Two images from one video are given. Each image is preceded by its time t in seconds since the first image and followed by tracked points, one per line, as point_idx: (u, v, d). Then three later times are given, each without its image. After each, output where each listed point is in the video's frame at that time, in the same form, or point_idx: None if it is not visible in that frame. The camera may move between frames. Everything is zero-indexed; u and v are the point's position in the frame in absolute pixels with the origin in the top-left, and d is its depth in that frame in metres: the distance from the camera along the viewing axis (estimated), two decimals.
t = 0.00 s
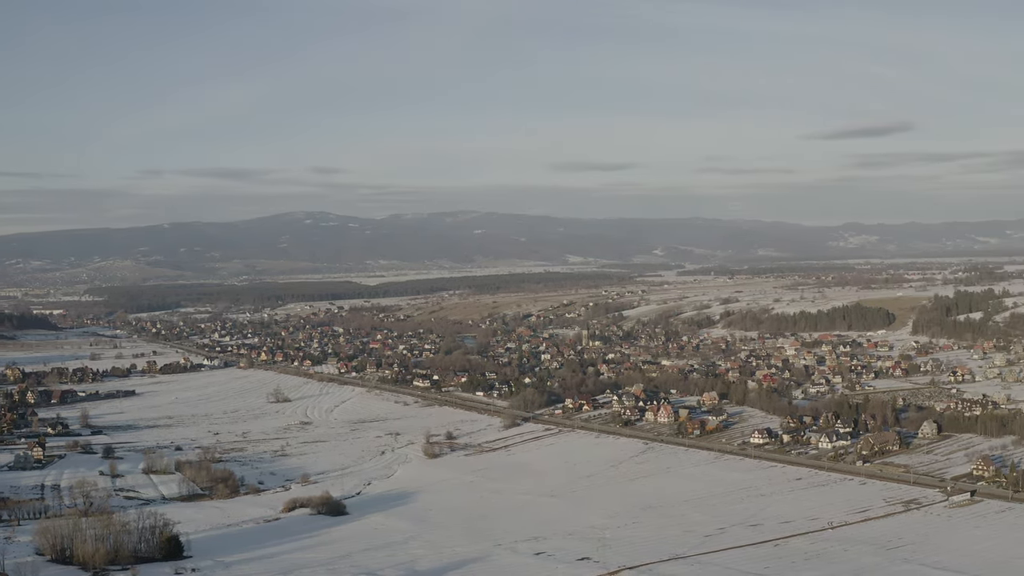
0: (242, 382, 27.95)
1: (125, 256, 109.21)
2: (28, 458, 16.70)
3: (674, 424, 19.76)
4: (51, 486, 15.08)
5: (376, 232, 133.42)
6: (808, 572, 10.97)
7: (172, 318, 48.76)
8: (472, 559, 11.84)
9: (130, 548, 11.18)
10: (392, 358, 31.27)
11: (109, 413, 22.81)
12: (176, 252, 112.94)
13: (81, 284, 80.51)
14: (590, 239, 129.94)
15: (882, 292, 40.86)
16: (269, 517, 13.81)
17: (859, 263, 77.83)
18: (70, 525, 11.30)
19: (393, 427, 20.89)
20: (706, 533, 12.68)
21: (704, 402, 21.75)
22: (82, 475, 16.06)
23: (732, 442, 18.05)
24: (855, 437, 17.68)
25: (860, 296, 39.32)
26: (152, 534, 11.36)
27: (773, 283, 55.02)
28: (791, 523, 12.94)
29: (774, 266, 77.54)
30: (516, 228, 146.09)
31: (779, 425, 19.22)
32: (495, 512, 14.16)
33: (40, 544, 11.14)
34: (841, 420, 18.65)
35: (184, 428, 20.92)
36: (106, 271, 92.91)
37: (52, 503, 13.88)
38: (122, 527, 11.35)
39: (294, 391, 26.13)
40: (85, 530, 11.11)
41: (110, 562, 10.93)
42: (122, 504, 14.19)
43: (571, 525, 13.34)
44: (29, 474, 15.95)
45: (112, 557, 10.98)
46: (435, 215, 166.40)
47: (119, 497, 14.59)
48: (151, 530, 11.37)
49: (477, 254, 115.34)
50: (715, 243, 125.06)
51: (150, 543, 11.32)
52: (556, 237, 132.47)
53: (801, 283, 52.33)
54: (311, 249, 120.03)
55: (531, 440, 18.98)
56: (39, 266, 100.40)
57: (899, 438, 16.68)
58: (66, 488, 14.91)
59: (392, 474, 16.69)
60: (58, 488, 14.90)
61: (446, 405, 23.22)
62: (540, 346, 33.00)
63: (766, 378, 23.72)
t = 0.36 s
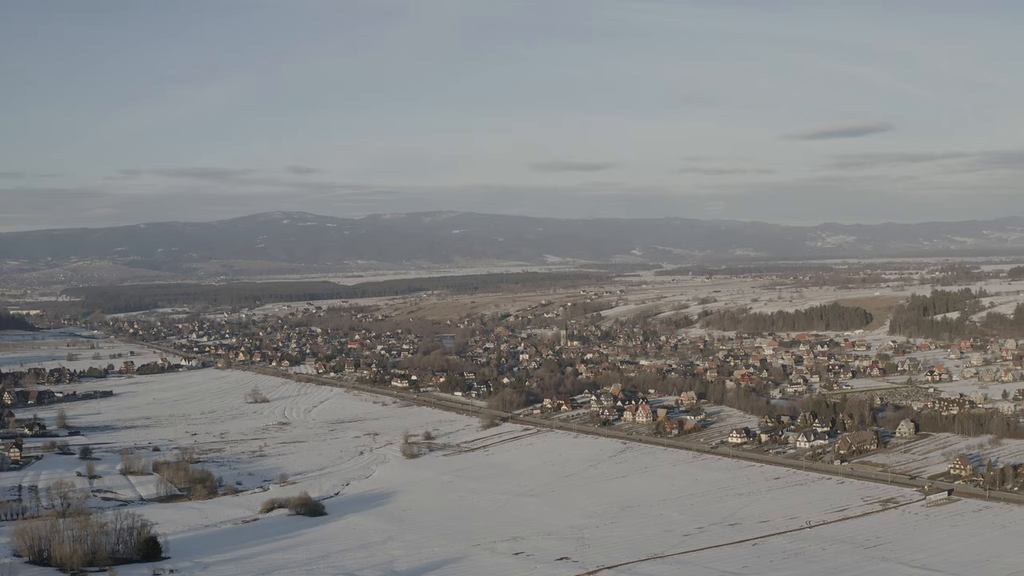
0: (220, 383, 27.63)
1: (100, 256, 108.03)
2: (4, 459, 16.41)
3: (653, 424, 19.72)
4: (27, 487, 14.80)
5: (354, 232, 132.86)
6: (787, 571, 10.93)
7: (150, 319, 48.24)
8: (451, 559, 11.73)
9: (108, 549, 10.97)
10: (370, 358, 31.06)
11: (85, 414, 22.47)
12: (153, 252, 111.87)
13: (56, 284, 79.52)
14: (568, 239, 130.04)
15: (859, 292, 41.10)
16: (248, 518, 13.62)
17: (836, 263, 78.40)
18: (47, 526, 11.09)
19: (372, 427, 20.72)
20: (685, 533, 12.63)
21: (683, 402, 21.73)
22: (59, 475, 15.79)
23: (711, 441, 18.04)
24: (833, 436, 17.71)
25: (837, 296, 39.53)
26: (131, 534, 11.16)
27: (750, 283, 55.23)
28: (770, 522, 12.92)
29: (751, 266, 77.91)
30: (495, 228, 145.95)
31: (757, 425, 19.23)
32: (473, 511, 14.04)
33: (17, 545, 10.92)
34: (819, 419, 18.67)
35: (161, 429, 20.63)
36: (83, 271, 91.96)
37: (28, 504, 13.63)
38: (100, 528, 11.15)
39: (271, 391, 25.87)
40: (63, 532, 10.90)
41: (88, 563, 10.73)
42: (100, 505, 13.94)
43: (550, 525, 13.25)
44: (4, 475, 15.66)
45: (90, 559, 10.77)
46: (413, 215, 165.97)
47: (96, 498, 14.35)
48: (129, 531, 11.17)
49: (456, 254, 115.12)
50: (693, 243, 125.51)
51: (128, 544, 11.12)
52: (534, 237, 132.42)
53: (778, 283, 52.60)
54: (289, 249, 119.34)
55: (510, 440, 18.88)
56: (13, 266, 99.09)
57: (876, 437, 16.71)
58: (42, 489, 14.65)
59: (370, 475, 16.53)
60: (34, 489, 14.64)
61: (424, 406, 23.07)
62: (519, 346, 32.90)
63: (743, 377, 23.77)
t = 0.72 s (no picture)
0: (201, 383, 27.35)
1: (80, 256, 107.05)
2: None
3: (635, 424, 19.66)
4: (7, 488, 14.58)
5: (336, 232, 132.36)
6: (770, 570, 10.90)
7: (131, 320, 47.84)
8: (433, 559, 11.62)
9: (90, 550, 10.82)
10: (352, 358, 30.88)
11: (65, 415, 22.18)
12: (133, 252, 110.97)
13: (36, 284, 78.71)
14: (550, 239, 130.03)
15: (839, 292, 41.25)
16: (230, 519, 13.47)
17: (816, 263, 78.75)
18: (28, 527, 10.91)
19: (353, 428, 20.57)
20: (667, 532, 12.58)
21: (664, 402, 21.69)
22: (39, 476, 15.57)
23: (692, 441, 18.01)
24: (814, 435, 17.71)
25: (818, 296, 39.66)
26: (113, 535, 11.00)
27: (731, 283, 55.37)
28: (752, 521, 12.88)
29: (733, 266, 78.15)
30: (477, 228, 145.80)
31: (739, 424, 19.22)
32: (455, 512, 13.93)
33: None
34: (801, 419, 18.67)
35: (142, 429, 20.40)
36: (63, 271, 91.10)
37: (8, 505, 13.42)
38: (81, 529, 10.98)
39: (253, 392, 25.66)
40: (44, 533, 10.72)
41: (69, 564, 10.55)
42: (81, 505, 13.75)
43: (532, 525, 13.16)
44: None
45: (71, 560, 10.60)
46: (394, 215, 165.55)
47: (77, 499, 14.15)
48: (111, 531, 11.01)
49: (438, 254, 114.94)
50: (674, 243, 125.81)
51: (110, 545, 10.95)
52: (516, 237, 132.39)
53: (759, 283, 52.77)
54: (270, 248, 118.78)
55: (491, 440, 18.76)
56: None
57: (857, 436, 16.72)
58: (22, 490, 14.43)
59: (352, 475, 16.38)
60: (14, 490, 14.42)
61: (406, 406, 22.93)
62: (501, 346, 32.81)
63: (725, 377, 23.80)
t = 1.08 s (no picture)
0: (183, 384, 27.07)
1: (60, 256, 106.09)
2: None
3: (617, 424, 19.62)
4: None
5: (319, 233, 131.87)
6: (754, 569, 10.88)
7: (112, 320, 47.45)
8: (416, 560, 11.53)
9: (72, 552, 10.64)
10: (334, 359, 30.72)
11: (45, 416, 21.88)
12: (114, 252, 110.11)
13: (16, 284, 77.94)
14: (532, 239, 130.13)
15: (821, 292, 41.43)
16: (212, 520, 13.32)
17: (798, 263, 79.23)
18: (9, 529, 10.73)
19: (336, 428, 20.43)
20: (650, 532, 12.54)
21: (647, 402, 21.67)
22: (19, 477, 15.34)
23: (675, 441, 17.98)
24: (797, 435, 17.72)
25: (800, 296, 39.77)
26: (95, 537, 10.82)
27: (714, 283, 55.46)
28: (734, 521, 12.86)
29: (715, 266, 78.44)
30: (460, 228, 145.67)
31: (721, 424, 19.21)
32: (437, 512, 13.84)
33: None
34: (783, 418, 18.67)
35: (123, 430, 20.17)
36: (44, 271, 90.27)
37: None
38: (62, 530, 10.80)
39: (235, 393, 25.45)
40: (25, 534, 10.54)
41: (51, 566, 10.36)
42: (62, 507, 13.56)
43: (515, 525, 13.08)
44: None
45: (53, 561, 10.41)
46: (377, 216, 165.16)
47: (58, 500, 13.95)
48: (92, 533, 10.84)
49: (421, 254, 114.80)
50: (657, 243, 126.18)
51: (92, 546, 10.77)
52: (500, 237, 132.39)
53: (742, 283, 52.98)
54: (252, 248, 118.26)
55: (474, 440, 18.67)
56: None
57: (839, 436, 16.73)
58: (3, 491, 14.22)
59: (335, 476, 16.23)
60: None
61: (389, 406, 22.79)
62: (483, 346, 32.72)
63: (707, 377, 23.82)
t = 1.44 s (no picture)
0: (165, 385, 26.83)
1: (40, 257, 105.16)
2: None
3: (600, 424, 19.59)
4: None
5: (301, 233, 131.45)
6: (737, 568, 10.86)
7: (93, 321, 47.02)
8: (398, 560, 11.44)
9: (54, 553, 10.51)
10: (316, 359, 30.56)
11: (25, 417, 21.60)
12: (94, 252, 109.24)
13: None
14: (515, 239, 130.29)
15: (803, 292, 41.61)
16: (195, 520, 13.19)
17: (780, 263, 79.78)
18: None
19: (318, 429, 20.29)
20: (633, 532, 12.50)
21: (630, 402, 21.64)
22: None
23: (657, 441, 17.97)
24: (778, 435, 17.74)
25: (781, 296, 39.89)
26: (77, 538, 10.69)
27: (696, 283, 55.59)
28: (717, 521, 12.85)
29: (697, 266, 78.70)
30: (443, 228, 145.54)
31: (703, 424, 19.21)
32: (419, 512, 13.75)
33: None
34: (766, 418, 18.69)
35: (104, 431, 19.95)
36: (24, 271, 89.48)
37: None
38: (44, 532, 10.66)
39: (217, 393, 25.24)
40: (6, 536, 10.40)
41: (33, 568, 10.23)
42: (44, 508, 13.40)
43: (497, 525, 13.02)
44: None
45: (35, 563, 10.27)
46: (359, 216, 164.74)
47: (40, 501, 13.78)
48: (75, 534, 10.71)
49: (404, 254, 114.71)
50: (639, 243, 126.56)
51: (74, 547, 10.65)
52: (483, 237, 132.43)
53: (724, 283, 53.21)
54: (234, 248, 117.74)
55: (457, 441, 18.59)
56: None
57: (821, 435, 16.76)
58: None
59: (317, 476, 16.10)
60: None
61: (371, 407, 22.66)
62: (466, 346, 32.64)
63: (689, 377, 23.83)
